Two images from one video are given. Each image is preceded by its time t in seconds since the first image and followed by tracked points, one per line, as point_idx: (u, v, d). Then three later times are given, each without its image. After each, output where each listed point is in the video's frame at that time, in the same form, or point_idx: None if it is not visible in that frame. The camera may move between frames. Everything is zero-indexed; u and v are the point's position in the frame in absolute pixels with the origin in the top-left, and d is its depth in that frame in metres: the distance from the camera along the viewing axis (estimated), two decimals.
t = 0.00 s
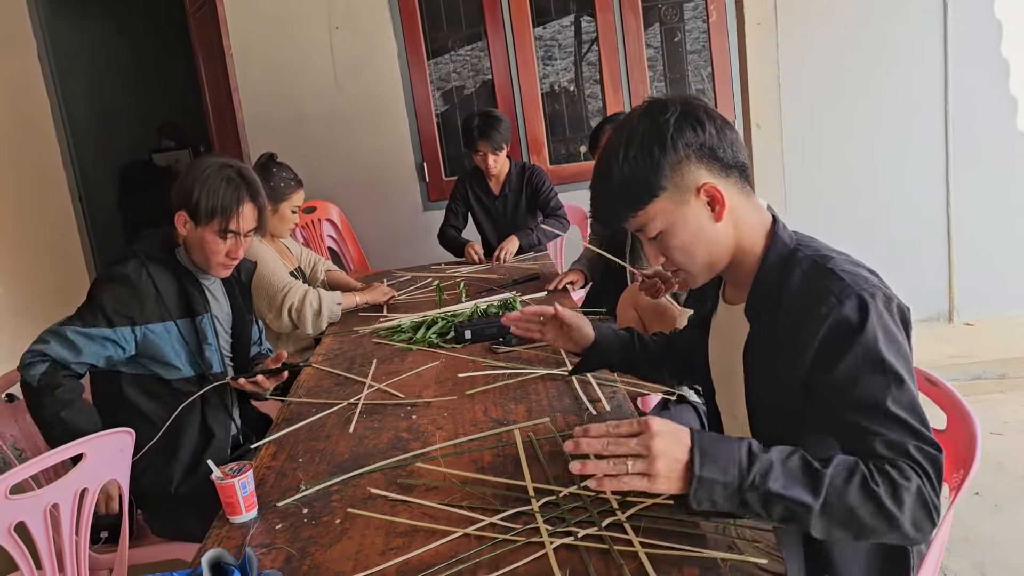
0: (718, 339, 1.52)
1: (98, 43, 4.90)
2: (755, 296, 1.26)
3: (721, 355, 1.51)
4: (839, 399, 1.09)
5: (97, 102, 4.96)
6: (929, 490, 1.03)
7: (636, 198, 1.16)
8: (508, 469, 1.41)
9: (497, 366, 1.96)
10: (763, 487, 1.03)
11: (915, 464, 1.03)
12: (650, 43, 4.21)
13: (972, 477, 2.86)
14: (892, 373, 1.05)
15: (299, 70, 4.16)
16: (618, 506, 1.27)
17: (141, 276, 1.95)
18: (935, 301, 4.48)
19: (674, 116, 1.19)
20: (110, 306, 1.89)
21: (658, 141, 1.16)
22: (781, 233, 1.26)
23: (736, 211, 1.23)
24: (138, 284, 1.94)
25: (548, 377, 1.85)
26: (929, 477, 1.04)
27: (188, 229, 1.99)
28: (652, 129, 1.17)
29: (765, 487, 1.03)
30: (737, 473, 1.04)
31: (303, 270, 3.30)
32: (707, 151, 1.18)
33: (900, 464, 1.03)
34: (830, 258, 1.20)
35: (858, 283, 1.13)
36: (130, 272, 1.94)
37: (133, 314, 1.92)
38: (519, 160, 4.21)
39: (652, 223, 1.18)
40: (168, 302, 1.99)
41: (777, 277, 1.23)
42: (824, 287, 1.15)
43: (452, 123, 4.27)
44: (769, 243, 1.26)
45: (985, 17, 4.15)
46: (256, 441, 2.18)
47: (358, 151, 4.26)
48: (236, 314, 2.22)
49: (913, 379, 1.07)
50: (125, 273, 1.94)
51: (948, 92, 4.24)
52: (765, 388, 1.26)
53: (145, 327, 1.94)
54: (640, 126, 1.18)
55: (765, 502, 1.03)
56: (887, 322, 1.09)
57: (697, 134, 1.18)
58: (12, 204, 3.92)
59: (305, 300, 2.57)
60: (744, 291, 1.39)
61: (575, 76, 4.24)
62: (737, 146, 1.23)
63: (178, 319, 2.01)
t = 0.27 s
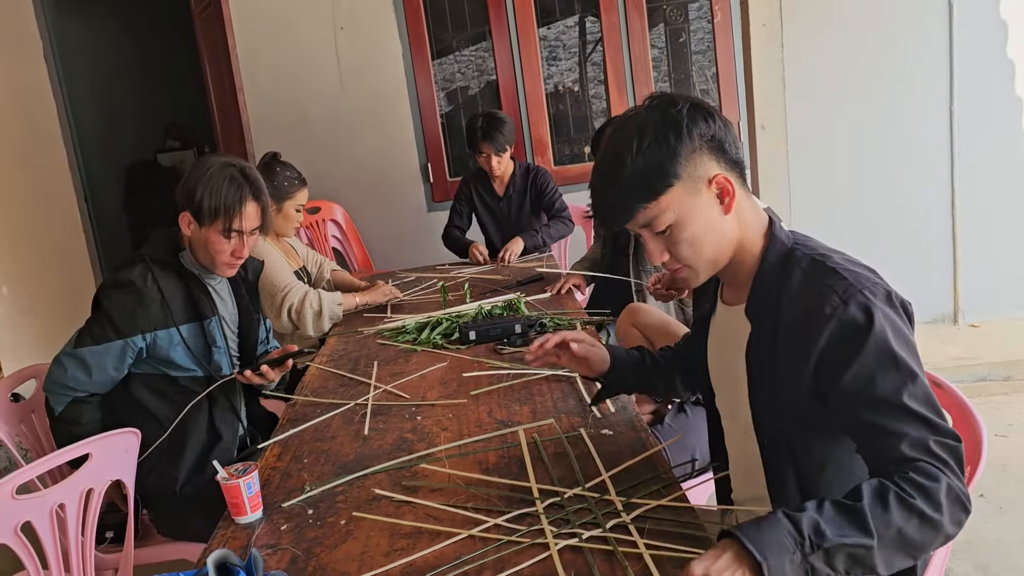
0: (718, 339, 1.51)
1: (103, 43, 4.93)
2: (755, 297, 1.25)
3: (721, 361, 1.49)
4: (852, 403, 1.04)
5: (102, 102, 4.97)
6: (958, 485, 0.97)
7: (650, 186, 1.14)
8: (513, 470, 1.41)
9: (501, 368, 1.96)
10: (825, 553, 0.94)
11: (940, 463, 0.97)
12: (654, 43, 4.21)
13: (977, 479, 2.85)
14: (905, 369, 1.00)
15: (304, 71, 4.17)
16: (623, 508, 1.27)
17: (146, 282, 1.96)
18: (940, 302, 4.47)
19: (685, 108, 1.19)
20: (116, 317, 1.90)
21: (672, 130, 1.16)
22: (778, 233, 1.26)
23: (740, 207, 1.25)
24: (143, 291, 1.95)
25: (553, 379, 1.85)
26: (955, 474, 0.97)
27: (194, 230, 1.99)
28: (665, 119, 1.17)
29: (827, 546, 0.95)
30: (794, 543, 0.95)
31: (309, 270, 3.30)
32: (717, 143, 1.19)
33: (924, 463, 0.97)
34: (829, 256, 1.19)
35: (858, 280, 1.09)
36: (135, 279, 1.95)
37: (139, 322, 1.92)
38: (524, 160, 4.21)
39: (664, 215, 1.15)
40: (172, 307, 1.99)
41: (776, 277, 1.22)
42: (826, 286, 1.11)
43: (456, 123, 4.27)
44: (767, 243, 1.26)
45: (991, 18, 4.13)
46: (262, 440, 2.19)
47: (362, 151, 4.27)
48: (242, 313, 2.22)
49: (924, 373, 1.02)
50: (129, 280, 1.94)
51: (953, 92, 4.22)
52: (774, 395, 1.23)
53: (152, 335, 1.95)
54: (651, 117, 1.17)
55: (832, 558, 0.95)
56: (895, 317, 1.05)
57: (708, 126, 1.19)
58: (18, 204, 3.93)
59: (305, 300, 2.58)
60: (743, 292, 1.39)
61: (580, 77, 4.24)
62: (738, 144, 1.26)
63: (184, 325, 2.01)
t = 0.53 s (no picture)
0: (717, 342, 1.50)
1: (108, 44, 4.95)
2: (756, 298, 1.24)
3: (722, 366, 1.48)
4: (850, 406, 1.03)
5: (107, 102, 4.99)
6: (951, 494, 0.96)
7: (676, 176, 1.12)
8: (515, 471, 1.41)
9: (504, 369, 1.96)
10: None
11: (933, 472, 0.96)
12: (658, 45, 4.21)
13: (981, 482, 2.84)
14: (903, 372, 0.99)
15: (309, 73, 4.18)
16: (625, 509, 1.27)
17: (151, 288, 1.97)
18: (944, 305, 4.46)
19: (704, 103, 1.19)
20: (124, 325, 1.91)
21: (692, 124, 1.15)
22: (780, 234, 1.27)
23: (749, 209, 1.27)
24: (149, 297, 1.95)
25: (556, 380, 1.85)
26: (949, 483, 0.96)
27: (195, 230, 2.00)
28: (685, 112, 1.16)
29: None
30: None
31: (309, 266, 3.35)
32: (731, 140, 1.20)
33: (916, 472, 0.96)
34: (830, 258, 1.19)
35: (860, 282, 1.09)
36: (140, 285, 1.96)
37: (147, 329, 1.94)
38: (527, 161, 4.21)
39: (683, 210, 1.15)
40: (179, 312, 2.00)
41: (778, 277, 1.21)
42: (827, 288, 1.11)
43: (460, 125, 4.28)
44: (768, 244, 1.26)
45: (997, 20, 4.12)
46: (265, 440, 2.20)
47: (366, 152, 4.27)
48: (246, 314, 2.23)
49: (923, 377, 1.01)
50: (134, 287, 1.95)
51: (958, 95, 4.22)
52: (776, 396, 1.23)
53: (160, 339, 1.96)
54: (671, 109, 1.16)
55: None
56: (895, 319, 1.05)
57: (725, 122, 1.20)
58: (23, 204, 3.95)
59: (298, 297, 2.60)
60: (744, 294, 1.39)
61: (584, 78, 4.24)
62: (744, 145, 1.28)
63: (191, 329, 2.02)
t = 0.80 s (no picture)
0: (719, 345, 1.49)
1: (114, 46, 4.97)
2: (757, 302, 1.24)
3: (723, 368, 1.49)
4: (854, 402, 1.03)
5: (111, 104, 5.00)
6: (963, 484, 0.94)
7: (682, 179, 1.12)
8: (518, 474, 1.41)
9: (507, 371, 1.96)
10: None
11: (943, 461, 0.94)
12: (661, 48, 4.21)
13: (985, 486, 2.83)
14: (907, 366, 0.99)
15: (313, 76, 4.19)
16: (629, 511, 1.27)
17: (155, 287, 1.97)
18: (948, 308, 4.46)
19: (708, 107, 1.20)
20: (128, 324, 1.91)
21: (698, 128, 1.15)
22: (779, 238, 1.26)
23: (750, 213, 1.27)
24: (154, 296, 1.96)
25: (559, 383, 1.85)
26: (961, 473, 0.94)
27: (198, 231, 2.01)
28: (691, 116, 1.16)
29: (827, 575, 0.92)
30: None
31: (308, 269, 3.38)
32: (735, 144, 1.21)
33: (926, 462, 0.94)
34: (830, 261, 1.19)
35: (860, 284, 1.09)
36: (145, 285, 1.96)
37: (151, 327, 1.93)
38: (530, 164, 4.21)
39: (688, 214, 1.15)
40: (183, 311, 1.99)
41: (778, 282, 1.21)
42: (828, 290, 1.11)
43: (464, 127, 4.28)
44: (767, 248, 1.26)
45: (1001, 23, 4.12)
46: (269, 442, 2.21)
47: (370, 155, 4.28)
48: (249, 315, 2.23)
49: (927, 371, 1.00)
50: (138, 286, 1.95)
51: (962, 98, 4.21)
52: (781, 400, 1.23)
53: (163, 339, 1.96)
54: (677, 112, 1.16)
55: None
56: (897, 317, 1.05)
57: (728, 126, 1.21)
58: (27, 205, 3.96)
59: (298, 303, 2.63)
60: (745, 299, 1.40)
61: (587, 81, 4.25)
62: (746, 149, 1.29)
63: (195, 330, 2.02)
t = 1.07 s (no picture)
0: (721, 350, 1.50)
1: (115, 51, 5.00)
2: (757, 308, 1.25)
3: (723, 373, 1.48)
4: (854, 401, 1.02)
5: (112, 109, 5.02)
6: (967, 474, 0.91)
7: (677, 191, 1.13)
8: (519, 477, 1.41)
9: (508, 375, 1.97)
10: None
11: (944, 451, 0.91)
12: (662, 52, 4.22)
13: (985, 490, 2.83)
14: (905, 360, 0.97)
15: (313, 80, 4.20)
16: (629, 515, 1.27)
17: (151, 291, 1.98)
18: (948, 312, 4.46)
19: (700, 118, 1.21)
20: (124, 326, 1.92)
21: (692, 138, 1.16)
22: (778, 243, 1.26)
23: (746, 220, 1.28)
24: (150, 299, 1.97)
25: (560, 387, 1.85)
26: (965, 463, 0.91)
27: (196, 235, 2.00)
28: (685, 127, 1.17)
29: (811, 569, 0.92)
30: None
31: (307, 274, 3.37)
32: (728, 153, 1.22)
33: (925, 454, 0.92)
34: (829, 264, 1.19)
35: (859, 286, 1.09)
36: (141, 288, 1.97)
37: (146, 330, 1.94)
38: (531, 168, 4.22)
39: (683, 224, 1.15)
40: (178, 314, 2.00)
41: (777, 288, 1.22)
42: (829, 292, 1.11)
43: (464, 130, 4.29)
44: (766, 252, 1.27)
45: (1000, 28, 4.13)
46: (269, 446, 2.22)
47: (371, 159, 4.29)
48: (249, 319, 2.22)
49: (929, 365, 0.99)
50: (135, 290, 1.97)
51: (962, 103, 4.22)
52: (784, 405, 1.23)
53: (159, 343, 1.96)
54: (671, 123, 1.17)
55: None
56: (897, 315, 1.04)
57: (720, 136, 1.22)
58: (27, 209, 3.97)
59: (285, 302, 2.66)
60: (745, 304, 1.40)
61: (587, 85, 4.25)
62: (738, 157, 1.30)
63: (190, 333, 2.02)
